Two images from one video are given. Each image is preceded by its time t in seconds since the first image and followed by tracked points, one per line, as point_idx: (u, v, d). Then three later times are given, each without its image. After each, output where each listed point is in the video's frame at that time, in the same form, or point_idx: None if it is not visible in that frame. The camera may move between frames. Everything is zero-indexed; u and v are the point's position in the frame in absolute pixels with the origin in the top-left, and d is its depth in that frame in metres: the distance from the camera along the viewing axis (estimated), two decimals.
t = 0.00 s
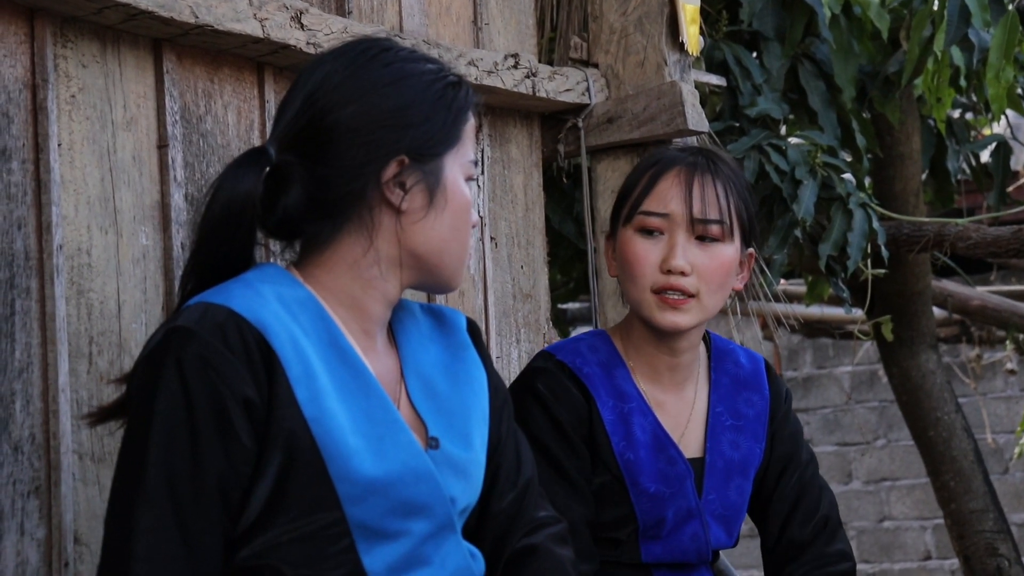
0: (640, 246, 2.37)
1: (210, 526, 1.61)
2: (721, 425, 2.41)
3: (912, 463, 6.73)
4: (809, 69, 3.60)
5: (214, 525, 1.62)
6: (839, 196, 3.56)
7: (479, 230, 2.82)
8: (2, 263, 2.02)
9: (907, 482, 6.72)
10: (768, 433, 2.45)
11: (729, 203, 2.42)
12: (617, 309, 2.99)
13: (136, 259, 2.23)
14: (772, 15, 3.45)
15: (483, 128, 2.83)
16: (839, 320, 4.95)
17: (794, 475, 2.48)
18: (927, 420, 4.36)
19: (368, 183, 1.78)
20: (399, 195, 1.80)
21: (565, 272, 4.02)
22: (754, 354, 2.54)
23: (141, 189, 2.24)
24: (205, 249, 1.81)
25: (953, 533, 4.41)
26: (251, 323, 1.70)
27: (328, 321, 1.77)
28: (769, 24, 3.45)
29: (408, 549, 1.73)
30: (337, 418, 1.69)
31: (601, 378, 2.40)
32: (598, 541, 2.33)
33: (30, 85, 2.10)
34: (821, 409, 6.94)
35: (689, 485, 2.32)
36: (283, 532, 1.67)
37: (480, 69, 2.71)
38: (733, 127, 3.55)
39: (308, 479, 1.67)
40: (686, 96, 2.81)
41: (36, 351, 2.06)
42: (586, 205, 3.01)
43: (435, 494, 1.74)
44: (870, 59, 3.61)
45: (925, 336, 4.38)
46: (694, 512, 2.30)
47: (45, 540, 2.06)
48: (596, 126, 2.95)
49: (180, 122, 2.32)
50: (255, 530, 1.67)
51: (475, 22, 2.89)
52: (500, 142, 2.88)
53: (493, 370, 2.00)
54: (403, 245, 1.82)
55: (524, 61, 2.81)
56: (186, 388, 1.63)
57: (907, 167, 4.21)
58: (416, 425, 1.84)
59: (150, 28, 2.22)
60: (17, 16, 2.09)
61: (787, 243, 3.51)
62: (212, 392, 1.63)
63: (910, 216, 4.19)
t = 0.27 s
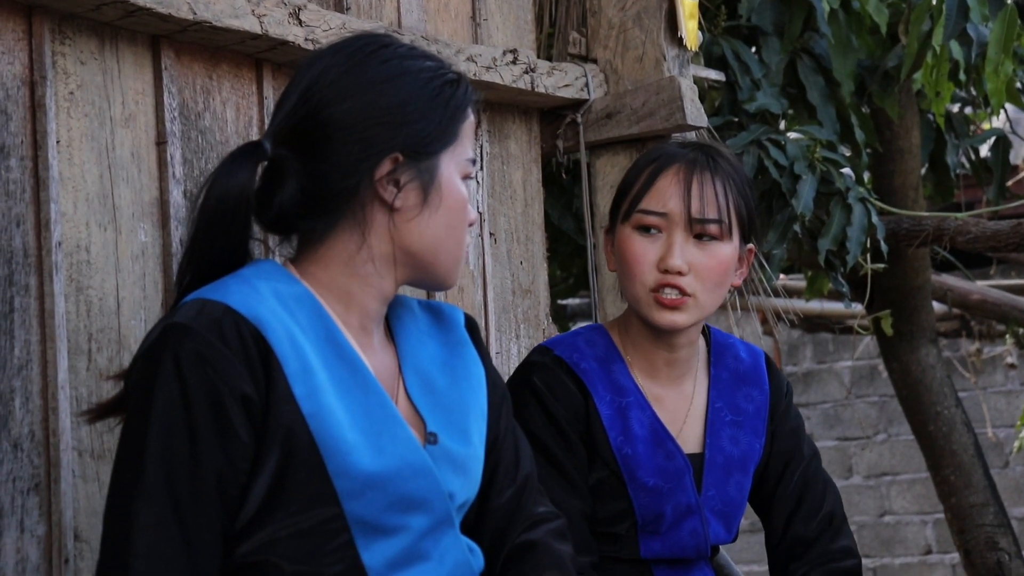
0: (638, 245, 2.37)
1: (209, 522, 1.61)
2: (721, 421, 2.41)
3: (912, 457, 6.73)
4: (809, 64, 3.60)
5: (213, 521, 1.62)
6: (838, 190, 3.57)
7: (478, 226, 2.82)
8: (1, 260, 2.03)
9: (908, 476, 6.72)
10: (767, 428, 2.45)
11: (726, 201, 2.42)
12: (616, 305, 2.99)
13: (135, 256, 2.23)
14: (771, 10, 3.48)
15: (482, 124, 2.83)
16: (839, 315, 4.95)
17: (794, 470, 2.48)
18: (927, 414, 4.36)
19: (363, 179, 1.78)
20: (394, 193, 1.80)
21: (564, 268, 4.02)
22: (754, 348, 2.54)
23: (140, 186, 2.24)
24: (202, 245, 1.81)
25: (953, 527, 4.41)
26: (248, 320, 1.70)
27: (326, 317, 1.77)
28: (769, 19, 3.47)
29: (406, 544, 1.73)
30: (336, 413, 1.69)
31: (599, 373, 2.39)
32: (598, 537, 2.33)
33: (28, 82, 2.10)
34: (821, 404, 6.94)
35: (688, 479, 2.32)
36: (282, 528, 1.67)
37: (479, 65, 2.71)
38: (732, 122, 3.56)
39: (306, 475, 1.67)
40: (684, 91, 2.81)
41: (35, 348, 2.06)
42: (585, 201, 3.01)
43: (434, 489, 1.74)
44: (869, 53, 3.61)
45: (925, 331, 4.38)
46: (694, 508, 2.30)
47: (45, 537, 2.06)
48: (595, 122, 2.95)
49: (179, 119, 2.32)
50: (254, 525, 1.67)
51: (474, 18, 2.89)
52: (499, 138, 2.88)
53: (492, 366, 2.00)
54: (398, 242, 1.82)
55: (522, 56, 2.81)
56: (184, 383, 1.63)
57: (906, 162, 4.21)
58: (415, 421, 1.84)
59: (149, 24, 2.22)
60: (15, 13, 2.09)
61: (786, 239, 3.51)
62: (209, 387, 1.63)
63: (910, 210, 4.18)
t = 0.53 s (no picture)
0: (634, 237, 2.37)
1: (211, 520, 1.62)
2: (720, 418, 2.41)
3: (913, 455, 6.73)
4: (811, 62, 3.59)
5: (216, 518, 1.62)
6: (840, 188, 3.57)
7: (480, 224, 2.82)
8: (3, 257, 2.03)
9: (909, 474, 6.72)
10: (766, 427, 2.45)
11: (721, 193, 2.42)
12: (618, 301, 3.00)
13: (137, 253, 2.23)
14: (774, 7, 3.48)
15: (484, 122, 2.83)
16: (840, 313, 4.94)
17: (795, 468, 2.48)
18: (928, 412, 4.36)
19: (364, 177, 1.78)
20: (395, 190, 1.80)
21: (566, 265, 4.02)
22: (753, 347, 2.54)
23: (143, 183, 2.24)
24: (203, 242, 1.81)
25: (955, 525, 4.41)
26: (250, 317, 1.70)
27: (328, 314, 1.77)
28: (771, 16, 3.48)
29: (409, 541, 1.73)
30: (338, 409, 1.69)
31: (597, 368, 2.39)
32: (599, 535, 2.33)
33: (30, 79, 2.11)
34: (822, 402, 6.94)
35: (687, 475, 2.32)
36: (285, 525, 1.67)
37: (481, 62, 2.71)
38: (734, 120, 3.54)
39: (309, 471, 1.67)
40: (686, 89, 2.81)
41: (38, 346, 2.07)
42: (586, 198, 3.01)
43: (436, 485, 1.74)
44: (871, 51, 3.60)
45: (926, 328, 4.38)
46: (693, 505, 2.30)
47: (46, 534, 2.06)
48: (597, 119, 2.95)
49: (181, 116, 2.32)
50: (256, 523, 1.67)
51: (475, 15, 2.89)
52: (500, 136, 2.88)
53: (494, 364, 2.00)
54: (399, 239, 1.82)
55: (524, 54, 2.81)
56: (186, 380, 1.63)
57: (908, 160, 4.20)
58: (417, 418, 1.84)
59: (151, 21, 2.22)
60: (17, 11, 2.10)
61: (789, 236, 3.50)
62: (211, 384, 1.63)
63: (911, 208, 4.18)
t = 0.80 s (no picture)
0: (633, 235, 2.37)
1: (211, 517, 1.62)
2: (716, 414, 2.41)
3: (915, 453, 6.73)
4: (812, 58, 3.60)
5: (216, 515, 1.62)
6: (842, 185, 3.56)
7: (481, 221, 2.82)
8: (4, 253, 2.03)
9: (910, 472, 6.72)
10: (763, 422, 2.45)
11: (723, 195, 2.42)
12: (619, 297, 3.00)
13: (138, 250, 2.23)
14: (775, 5, 3.51)
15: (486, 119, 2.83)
16: (842, 310, 4.94)
17: (796, 465, 2.47)
18: (930, 410, 4.36)
19: (365, 176, 1.78)
20: (396, 190, 1.80)
21: (567, 262, 4.02)
22: (750, 342, 2.54)
23: (144, 180, 2.24)
24: (203, 240, 1.81)
25: (956, 522, 4.41)
26: (250, 314, 1.70)
27: (328, 310, 1.77)
28: (772, 13, 3.50)
29: (410, 538, 1.73)
30: (339, 406, 1.69)
31: (590, 366, 2.40)
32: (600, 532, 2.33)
33: (31, 76, 2.10)
34: (824, 399, 6.93)
35: (682, 470, 2.32)
36: (286, 522, 1.67)
37: (482, 59, 2.71)
38: (736, 117, 3.53)
39: (309, 468, 1.67)
40: (687, 86, 2.81)
41: (39, 342, 2.07)
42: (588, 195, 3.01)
43: (437, 481, 1.74)
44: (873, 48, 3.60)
45: (927, 326, 4.38)
46: (689, 501, 2.30)
47: (48, 530, 2.06)
48: (598, 116, 2.95)
49: (182, 113, 2.32)
50: (257, 519, 1.67)
51: (477, 12, 2.89)
52: (502, 133, 2.88)
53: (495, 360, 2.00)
54: (400, 238, 1.83)
55: (526, 51, 2.81)
56: (186, 378, 1.63)
57: (909, 157, 4.20)
58: (418, 414, 1.84)
59: (152, 18, 2.22)
60: (18, 8, 2.10)
61: (790, 234, 3.50)
62: (211, 382, 1.63)
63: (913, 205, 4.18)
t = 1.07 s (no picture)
0: (638, 234, 2.37)
1: (214, 517, 1.62)
2: (725, 415, 2.41)
3: (916, 451, 6.73)
4: (814, 57, 3.59)
5: (219, 515, 1.63)
6: (844, 184, 3.56)
7: (483, 220, 2.82)
8: (6, 253, 2.03)
9: (912, 470, 6.72)
10: (772, 424, 2.45)
11: (726, 191, 2.42)
12: (621, 296, 3.00)
13: (140, 249, 2.22)
14: (777, 4, 3.52)
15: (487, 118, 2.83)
16: (844, 309, 4.94)
17: (800, 465, 2.47)
18: (932, 408, 4.36)
19: (371, 176, 1.78)
20: (400, 190, 1.80)
21: (569, 261, 4.02)
22: (760, 344, 2.54)
23: (146, 180, 2.24)
24: (207, 239, 1.81)
25: (958, 521, 4.41)
26: (253, 313, 1.70)
27: (331, 309, 1.77)
28: (774, 11, 3.51)
29: (413, 538, 1.73)
30: (343, 405, 1.69)
31: (600, 364, 2.39)
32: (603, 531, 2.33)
33: (33, 75, 2.10)
34: (825, 398, 6.93)
35: (691, 471, 2.32)
36: (288, 522, 1.67)
37: (484, 58, 2.71)
38: (737, 116, 3.53)
39: (311, 468, 1.67)
40: (689, 85, 2.81)
41: (41, 342, 2.07)
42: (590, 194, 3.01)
43: (440, 482, 1.74)
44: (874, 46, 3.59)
45: (929, 324, 4.38)
46: (697, 501, 2.30)
47: (50, 531, 2.06)
48: (600, 115, 2.94)
49: (184, 112, 2.32)
50: (260, 519, 1.67)
51: (479, 11, 2.89)
52: (503, 132, 2.88)
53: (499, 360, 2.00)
54: (405, 238, 1.83)
55: (527, 50, 2.81)
56: (189, 377, 1.63)
57: (911, 156, 4.20)
58: (422, 414, 1.83)
59: (154, 17, 2.22)
60: (20, 7, 2.10)
61: (792, 232, 3.50)
62: (214, 381, 1.63)
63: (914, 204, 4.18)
